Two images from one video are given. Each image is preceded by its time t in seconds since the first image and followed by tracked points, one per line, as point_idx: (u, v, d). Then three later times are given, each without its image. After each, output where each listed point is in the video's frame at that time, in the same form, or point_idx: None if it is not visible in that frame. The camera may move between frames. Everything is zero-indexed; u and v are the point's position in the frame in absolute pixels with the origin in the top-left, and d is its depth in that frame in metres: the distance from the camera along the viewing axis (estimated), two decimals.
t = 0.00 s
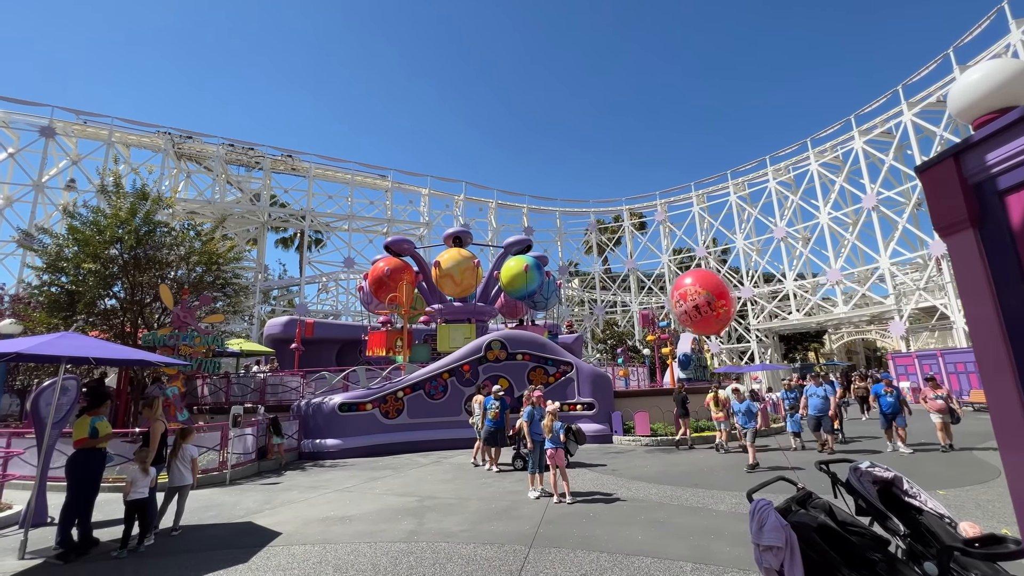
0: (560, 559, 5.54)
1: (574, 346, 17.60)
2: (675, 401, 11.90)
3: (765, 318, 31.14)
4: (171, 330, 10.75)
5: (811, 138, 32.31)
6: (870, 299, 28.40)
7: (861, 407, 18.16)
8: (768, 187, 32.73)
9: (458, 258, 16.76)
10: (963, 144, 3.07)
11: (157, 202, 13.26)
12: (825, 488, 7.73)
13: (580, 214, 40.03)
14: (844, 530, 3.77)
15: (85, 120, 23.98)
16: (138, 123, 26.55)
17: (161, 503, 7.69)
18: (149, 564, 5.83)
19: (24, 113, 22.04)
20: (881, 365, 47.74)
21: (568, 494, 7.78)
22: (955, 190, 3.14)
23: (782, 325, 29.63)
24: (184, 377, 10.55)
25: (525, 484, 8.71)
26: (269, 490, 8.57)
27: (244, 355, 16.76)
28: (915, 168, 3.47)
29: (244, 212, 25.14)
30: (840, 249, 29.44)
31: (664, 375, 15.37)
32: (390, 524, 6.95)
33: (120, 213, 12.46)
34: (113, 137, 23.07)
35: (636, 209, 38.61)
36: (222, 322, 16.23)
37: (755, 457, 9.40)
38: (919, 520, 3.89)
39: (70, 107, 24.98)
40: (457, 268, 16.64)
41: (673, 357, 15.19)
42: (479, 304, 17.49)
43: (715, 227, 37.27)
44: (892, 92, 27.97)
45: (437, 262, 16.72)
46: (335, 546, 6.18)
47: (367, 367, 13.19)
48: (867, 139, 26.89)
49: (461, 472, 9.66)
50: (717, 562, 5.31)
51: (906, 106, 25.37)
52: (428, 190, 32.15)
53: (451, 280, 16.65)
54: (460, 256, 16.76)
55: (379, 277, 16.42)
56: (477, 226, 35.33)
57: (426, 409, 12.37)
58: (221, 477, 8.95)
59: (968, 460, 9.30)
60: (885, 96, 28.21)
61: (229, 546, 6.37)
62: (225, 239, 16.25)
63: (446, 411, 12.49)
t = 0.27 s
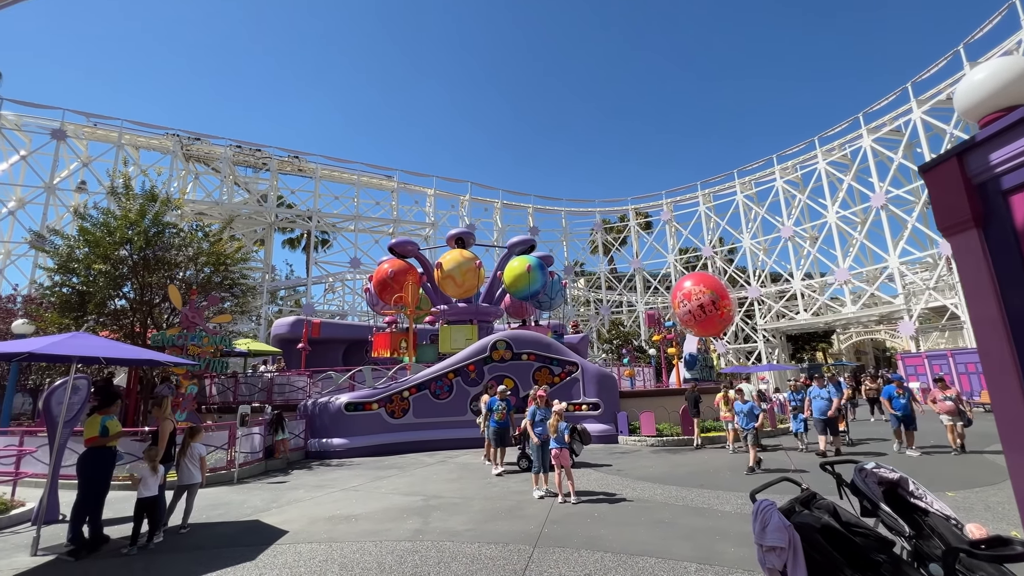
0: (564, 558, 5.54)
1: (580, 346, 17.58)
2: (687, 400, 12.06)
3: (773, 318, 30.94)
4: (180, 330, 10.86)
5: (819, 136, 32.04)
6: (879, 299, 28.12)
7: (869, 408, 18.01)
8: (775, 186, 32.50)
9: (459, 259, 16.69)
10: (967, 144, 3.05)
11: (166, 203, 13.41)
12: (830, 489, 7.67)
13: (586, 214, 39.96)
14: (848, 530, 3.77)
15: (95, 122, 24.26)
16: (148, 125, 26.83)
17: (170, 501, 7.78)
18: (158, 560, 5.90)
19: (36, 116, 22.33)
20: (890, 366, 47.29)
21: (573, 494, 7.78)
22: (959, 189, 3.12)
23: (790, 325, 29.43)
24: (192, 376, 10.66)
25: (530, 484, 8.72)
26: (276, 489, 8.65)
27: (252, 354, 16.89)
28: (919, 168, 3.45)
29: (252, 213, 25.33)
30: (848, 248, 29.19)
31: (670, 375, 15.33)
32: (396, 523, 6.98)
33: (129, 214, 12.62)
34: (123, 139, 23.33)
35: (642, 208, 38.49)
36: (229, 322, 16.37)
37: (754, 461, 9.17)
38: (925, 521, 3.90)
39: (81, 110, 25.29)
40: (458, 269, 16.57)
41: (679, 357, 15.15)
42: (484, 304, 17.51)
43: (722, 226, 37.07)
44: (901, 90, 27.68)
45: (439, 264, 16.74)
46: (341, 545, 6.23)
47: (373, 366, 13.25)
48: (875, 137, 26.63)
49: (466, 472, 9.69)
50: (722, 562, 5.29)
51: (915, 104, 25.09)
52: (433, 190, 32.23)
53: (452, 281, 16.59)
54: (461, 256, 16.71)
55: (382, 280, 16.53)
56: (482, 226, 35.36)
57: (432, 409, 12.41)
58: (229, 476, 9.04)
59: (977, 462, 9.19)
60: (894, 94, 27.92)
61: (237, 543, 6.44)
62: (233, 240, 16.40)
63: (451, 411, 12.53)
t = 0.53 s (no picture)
0: (569, 559, 5.55)
1: (586, 346, 17.56)
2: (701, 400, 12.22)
3: (781, 318, 30.69)
4: (189, 330, 10.99)
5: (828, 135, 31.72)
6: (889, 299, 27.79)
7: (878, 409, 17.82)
8: (784, 185, 32.21)
9: (461, 261, 16.74)
10: (971, 142, 3.02)
11: (176, 205, 13.57)
12: (835, 491, 7.61)
13: (592, 214, 39.86)
14: (852, 532, 3.73)
15: (107, 125, 24.58)
16: (159, 127, 27.13)
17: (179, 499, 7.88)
18: (168, 558, 5.98)
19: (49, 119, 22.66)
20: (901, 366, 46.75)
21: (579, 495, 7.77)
22: (964, 189, 3.09)
23: (799, 325, 29.18)
24: (202, 376, 10.78)
25: (535, 484, 8.73)
26: (283, 488, 8.73)
27: (260, 354, 17.04)
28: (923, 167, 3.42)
29: (260, 214, 25.54)
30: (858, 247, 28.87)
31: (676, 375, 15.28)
32: (401, 523, 7.02)
33: (140, 216, 12.78)
34: (134, 142, 23.63)
35: (649, 208, 38.32)
36: (238, 323, 16.53)
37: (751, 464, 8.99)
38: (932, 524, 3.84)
39: (93, 113, 25.62)
40: (460, 271, 16.64)
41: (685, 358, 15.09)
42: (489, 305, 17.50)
43: (729, 226, 36.83)
44: (912, 87, 27.33)
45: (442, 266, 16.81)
46: (346, 544, 6.26)
47: (380, 367, 13.32)
48: (886, 135, 26.31)
49: (472, 472, 9.71)
50: (727, 564, 5.27)
51: (926, 101, 24.77)
52: (440, 191, 32.31)
53: (454, 282, 16.65)
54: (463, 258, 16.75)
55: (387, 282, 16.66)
56: (488, 227, 35.41)
57: (438, 409, 12.45)
58: (237, 475, 9.13)
59: (988, 464, 9.07)
60: (904, 91, 27.58)
61: (245, 541, 6.51)
62: (242, 241, 16.55)
63: (458, 411, 12.56)
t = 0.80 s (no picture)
0: (574, 560, 5.54)
1: (593, 347, 17.52)
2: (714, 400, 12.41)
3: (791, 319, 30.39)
4: (199, 331, 11.12)
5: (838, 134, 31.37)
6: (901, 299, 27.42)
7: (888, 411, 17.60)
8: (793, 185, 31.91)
9: (464, 263, 16.59)
10: (977, 141, 3.00)
11: (186, 207, 13.75)
12: (842, 493, 7.53)
13: (600, 214, 39.76)
14: (858, 535, 3.69)
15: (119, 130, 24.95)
16: (171, 131, 27.50)
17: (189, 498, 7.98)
18: (178, 556, 6.07)
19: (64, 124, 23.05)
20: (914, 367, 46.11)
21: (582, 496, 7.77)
22: (969, 188, 3.07)
23: (809, 326, 28.89)
24: (212, 376, 10.92)
25: (542, 485, 8.72)
26: (291, 488, 8.81)
27: (269, 355, 17.20)
28: (928, 167, 3.40)
29: (270, 216, 25.79)
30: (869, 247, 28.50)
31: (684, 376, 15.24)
32: (407, 523, 7.06)
33: (151, 219, 12.98)
34: (146, 146, 23.98)
35: (657, 208, 38.13)
36: (247, 324, 16.71)
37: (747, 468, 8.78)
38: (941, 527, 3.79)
39: (107, 118, 26.02)
40: (463, 273, 16.48)
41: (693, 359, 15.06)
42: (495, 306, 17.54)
43: (738, 226, 36.55)
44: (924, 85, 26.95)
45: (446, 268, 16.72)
46: (353, 543, 6.31)
47: (387, 367, 13.38)
48: (897, 133, 25.97)
49: (478, 472, 9.73)
50: (734, 567, 5.23)
51: (938, 98, 24.40)
52: (447, 192, 32.41)
53: (458, 285, 16.49)
54: (466, 260, 16.60)
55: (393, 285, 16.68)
56: (495, 228, 35.47)
57: (445, 410, 12.49)
58: (246, 474, 9.23)
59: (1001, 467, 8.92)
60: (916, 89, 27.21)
61: (253, 540, 6.57)
62: (251, 243, 16.71)
63: (464, 412, 12.59)
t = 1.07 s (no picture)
0: (579, 563, 5.52)
1: (601, 349, 17.47)
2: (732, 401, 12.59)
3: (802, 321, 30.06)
4: (209, 334, 11.26)
5: (850, 133, 30.99)
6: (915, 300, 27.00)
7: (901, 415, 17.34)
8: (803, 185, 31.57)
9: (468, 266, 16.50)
10: (982, 142, 3.00)
11: (197, 212, 13.95)
12: (850, 498, 7.43)
13: (608, 216, 39.63)
14: (865, 540, 3.65)
15: (133, 136, 25.36)
16: (183, 137, 27.91)
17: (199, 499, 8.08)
18: (188, 556, 6.15)
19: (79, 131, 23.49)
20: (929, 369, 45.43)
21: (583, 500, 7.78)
22: (975, 190, 3.07)
23: (820, 328, 28.56)
24: (222, 379, 11.05)
25: (548, 488, 8.71)
26: (300, 489, 8.89)
27: (279, 357, 17.36)
28: (934, 168, 3.40)
29: (279, 220, 26.05)
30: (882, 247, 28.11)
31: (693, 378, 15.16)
32: (414, 525, 7.09)
33: (163, 224, 13.19)
34: (159, 151, 24.35)
35: (665, 209, 37.93)
36: (257, 327, 16.89)
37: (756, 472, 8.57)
38: (951, 533, 3.77)
39: (121, 124, 26.47)
40: (468, 277, 16.47)
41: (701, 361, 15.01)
42: (502, 309, 17.59)
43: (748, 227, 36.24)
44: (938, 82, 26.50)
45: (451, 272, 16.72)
46: (360, 545, 6.35)
47: (395, 370, 13.45)
48: (909, 132, 25.58)
49: (485, 475, 9.74)
50: (741, 571, 5.19)
51: (952, 96, 24.00)
52: (455, 195, 32.52)
53: (463, 289, 16.49)
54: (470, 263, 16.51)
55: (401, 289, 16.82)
56: (503, 230, 35.52)
57: (452, 412, 12.52)
58: (255, 476, 9.32)
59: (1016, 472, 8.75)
60: (929, 86, 26.77)
61: (262, 541, 6.64)
62: (261, 247, 16.88)
63: (472, 414, 12.61)
